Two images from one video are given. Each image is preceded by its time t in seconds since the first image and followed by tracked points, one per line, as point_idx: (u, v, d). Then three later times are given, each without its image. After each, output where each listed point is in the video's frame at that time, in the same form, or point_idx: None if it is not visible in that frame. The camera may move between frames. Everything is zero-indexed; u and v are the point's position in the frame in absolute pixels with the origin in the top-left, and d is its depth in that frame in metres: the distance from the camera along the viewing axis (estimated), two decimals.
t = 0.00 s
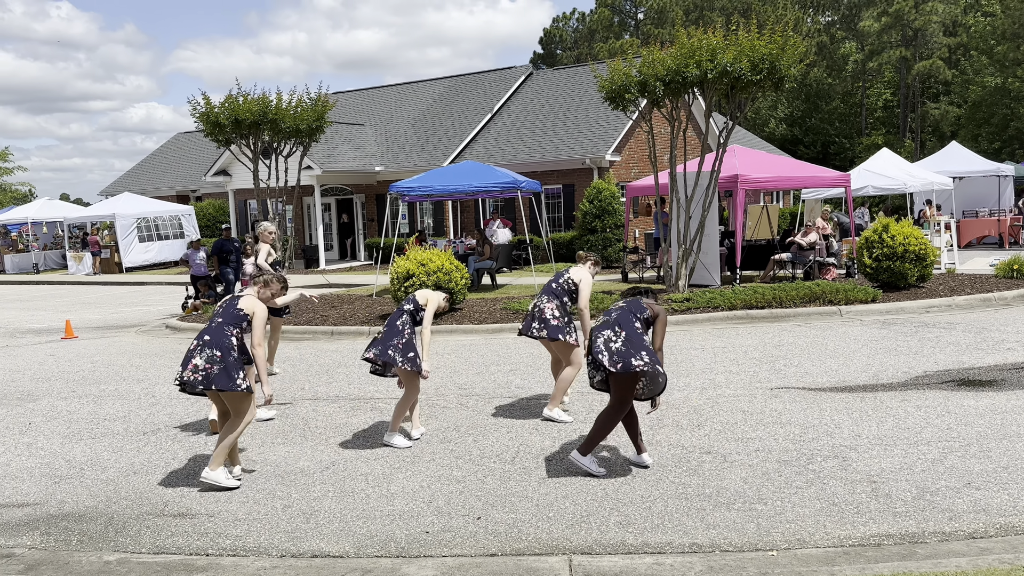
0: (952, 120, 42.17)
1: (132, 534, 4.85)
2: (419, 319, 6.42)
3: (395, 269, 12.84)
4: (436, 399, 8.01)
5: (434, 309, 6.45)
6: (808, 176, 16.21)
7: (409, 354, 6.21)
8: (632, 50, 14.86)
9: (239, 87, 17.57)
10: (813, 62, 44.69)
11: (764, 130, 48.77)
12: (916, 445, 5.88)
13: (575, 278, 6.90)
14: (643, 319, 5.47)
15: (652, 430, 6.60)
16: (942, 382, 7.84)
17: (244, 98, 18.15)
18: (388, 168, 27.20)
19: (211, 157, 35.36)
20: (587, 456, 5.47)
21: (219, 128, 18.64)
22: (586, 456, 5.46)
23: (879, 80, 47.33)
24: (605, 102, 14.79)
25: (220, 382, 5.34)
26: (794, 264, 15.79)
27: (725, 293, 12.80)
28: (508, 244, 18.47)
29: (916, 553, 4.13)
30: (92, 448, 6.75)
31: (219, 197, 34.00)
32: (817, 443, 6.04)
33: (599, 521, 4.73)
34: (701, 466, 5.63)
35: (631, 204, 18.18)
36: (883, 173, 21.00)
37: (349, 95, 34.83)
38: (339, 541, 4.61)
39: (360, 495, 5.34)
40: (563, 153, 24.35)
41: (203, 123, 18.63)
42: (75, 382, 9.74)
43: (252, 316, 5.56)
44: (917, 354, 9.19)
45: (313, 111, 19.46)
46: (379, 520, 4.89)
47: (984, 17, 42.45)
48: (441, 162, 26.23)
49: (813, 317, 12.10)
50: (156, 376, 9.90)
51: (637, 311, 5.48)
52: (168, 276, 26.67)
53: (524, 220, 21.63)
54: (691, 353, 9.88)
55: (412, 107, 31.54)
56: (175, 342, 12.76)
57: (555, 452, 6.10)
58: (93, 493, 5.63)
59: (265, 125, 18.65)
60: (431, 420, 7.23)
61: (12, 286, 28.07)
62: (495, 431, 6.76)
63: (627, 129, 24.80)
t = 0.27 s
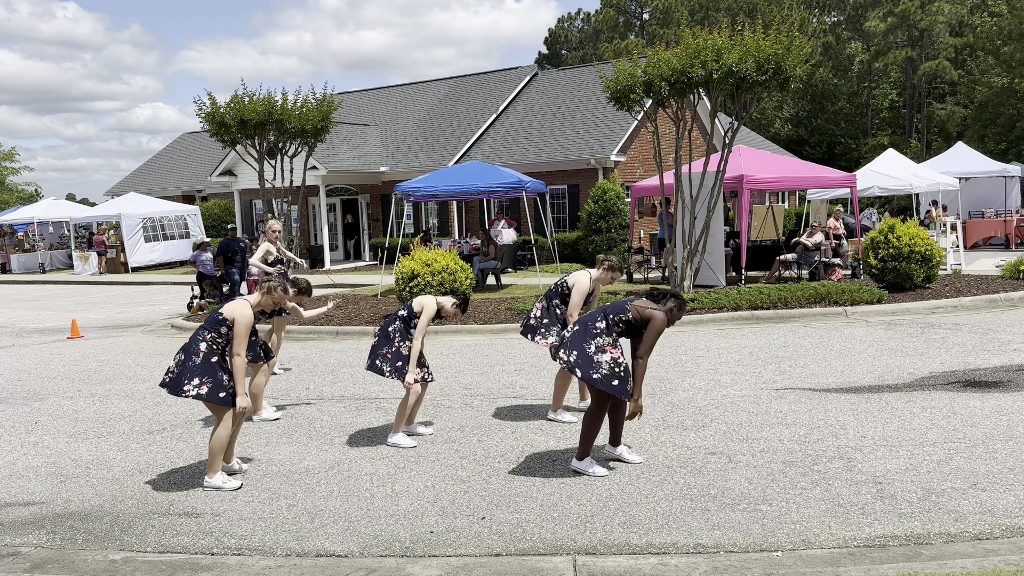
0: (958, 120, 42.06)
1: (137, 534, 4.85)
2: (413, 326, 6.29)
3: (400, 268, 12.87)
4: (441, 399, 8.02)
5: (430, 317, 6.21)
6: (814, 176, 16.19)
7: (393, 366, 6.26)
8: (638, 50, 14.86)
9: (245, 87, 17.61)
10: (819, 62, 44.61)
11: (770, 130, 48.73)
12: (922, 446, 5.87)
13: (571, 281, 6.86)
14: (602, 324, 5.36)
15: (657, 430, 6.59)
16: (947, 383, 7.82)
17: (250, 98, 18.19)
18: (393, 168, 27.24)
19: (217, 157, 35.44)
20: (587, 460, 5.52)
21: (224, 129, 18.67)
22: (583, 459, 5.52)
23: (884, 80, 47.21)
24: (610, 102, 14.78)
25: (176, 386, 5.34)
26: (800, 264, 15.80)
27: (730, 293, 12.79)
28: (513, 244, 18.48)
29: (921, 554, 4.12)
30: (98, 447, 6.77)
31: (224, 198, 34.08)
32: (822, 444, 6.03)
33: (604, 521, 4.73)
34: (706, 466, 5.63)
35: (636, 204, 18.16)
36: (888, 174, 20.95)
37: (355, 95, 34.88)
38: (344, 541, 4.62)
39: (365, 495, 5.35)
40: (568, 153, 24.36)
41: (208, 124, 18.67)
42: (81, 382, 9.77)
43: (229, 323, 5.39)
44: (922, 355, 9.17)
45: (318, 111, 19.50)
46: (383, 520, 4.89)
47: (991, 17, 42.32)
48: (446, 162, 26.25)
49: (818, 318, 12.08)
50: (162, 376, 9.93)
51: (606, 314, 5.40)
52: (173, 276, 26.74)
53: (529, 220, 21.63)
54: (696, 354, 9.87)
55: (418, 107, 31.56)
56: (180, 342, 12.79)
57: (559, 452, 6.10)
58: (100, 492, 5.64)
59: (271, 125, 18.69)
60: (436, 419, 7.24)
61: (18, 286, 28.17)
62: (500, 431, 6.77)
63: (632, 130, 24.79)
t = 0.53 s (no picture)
0: (963, 120, 41.94)
1: (140, 533, 4.86)
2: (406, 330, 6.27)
3: (403, 268, 12.88)
4: (444, 399, 8.02)
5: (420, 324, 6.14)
6: (818, 176, 16.16)
7: (389, 369, 6.28)
8: (641, 50, 14.85)
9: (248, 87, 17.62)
10: (823, 62, 44.50)
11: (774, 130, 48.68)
12: (925, 446, 5.85)
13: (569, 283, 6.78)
14: (583, 324, 5.31)
15: (661, 430, 6.58)
16: (951, 383, 7.80)
17: (253, 98, 18.21)
18: (396, 168, 27.25)
19: (220, 157, 35.50)
20: (588, 460, 5.52)
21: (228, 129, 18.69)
22: (584, 460, 5.52)
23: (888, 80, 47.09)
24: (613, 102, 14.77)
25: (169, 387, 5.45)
26: (803, 264, 15.76)
27: (734, 293, 12.78)
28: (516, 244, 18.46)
29: (924, 554, 4.11)
30: (102, 447, 6.78)
31: (228, 198, 34.14)
32: (826, 444, 6.02)
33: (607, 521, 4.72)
34: (709, 467, 5.62)
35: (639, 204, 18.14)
36: (892, 174, 20.89)
37: (358, 95, 34.90)
38: (347, 540, 4.62)
39: (368, 494, 5.35)
40: (571, 153, 24.35)
41: (212, 124, 18.69)
42: (85, 381, 9.79)
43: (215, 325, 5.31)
44: (926, 355, 9.15)
45: (322, 112, 19.54)
46: (386, 520, 4.89)
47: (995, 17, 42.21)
48: (450, 162, 26.27)
49: (822, 318, 12.06)
50: (165, 375, 9.94)
51: (591, 316, 5.31)
52: (177, 275, 26.78)
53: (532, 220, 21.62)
54: (699, 354, 9.86)
55: (421, 107, 31.58)
56: (184, 342, 12.81)
57: (563, 452, 6.09)
58: (104, 491, 5.65)
59: (274, 125, 18.70)
60: (439, 420, 7.24)
61: (22, 285, 28.23)
62: (503, 431, 6.77)
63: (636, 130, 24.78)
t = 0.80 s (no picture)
0: (965, 120, 41.87)
1: (142, 533, 4.86)
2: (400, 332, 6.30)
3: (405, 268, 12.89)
4: (444, 399, 8.02)
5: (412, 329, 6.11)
6: (819, 176, 16.14)
7: (385, 368, 6.35)
8: (642, 50, 14.84)
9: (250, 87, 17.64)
10: (824, 62, 44.43)
11: (776, 130, 48.64)
12: (927, 446, 5.85)
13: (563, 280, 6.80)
14: (573, 326, 5.34)
15: (660, 431, 6.58)
16: (953, 383, 7.79)
17: (255, 98, 18.22)
18: (398, 168, 27.26)
19: (222, 157, 35.53)
20: (588, 460, 5.52)
21: (230, 129, 18.71)
22: (583, 459, 5.52)
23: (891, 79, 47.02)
24: (614, 102, 14.77)
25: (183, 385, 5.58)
26: (805, 264, 15.73)
27: (735, 294, 12.77)
28: (518, 244, 18.46)
29: (926, 554, 4.11)
30: (104, 447, 6.80)
31: (229, 198, 34.17)
32: (827, 444, 6.01)
33: (608, 521, 4.72)
34: (711, 467, 5.62)
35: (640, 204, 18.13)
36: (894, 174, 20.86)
37: (359, 95, 34.91)
38: (348, 540, 4.62)
39: (369, 494, 5.36)
40: (573, 153, 24.35)
41: (214, 124, 18.71)
42: (87, 381, 9.81)
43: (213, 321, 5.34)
44: (928, 355, 9.13)
45: (323, 112, 19.55)
46: (388, 519, 4.89)
47: (997, 16, 42.16)
48: (451, 162, 26.28)
49: (823, 318, 12.04)
50: (167, 375, 9.95)
51: (582, 318, 5.32)
52: (179, 276, 26.81)
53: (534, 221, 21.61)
54: (701, 354, 9.85)
55: (422, 107, 31.58)
56: (185, 342, 12.82)
57: (563, 452, 6.10)
58: (106, 491, 5.67)
59: (276, 125, 18.71)
60: (440, 419, 7.24)
61: (24, 286, 28.27)
62: (504, 431, 6.77)
63: (637, 130, 24.78)
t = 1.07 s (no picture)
0: (965, 119, 41.85)
1: (143, 533, 4.87)
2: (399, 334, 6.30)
3: (406, 268, 12.88)
4: (445, 399, 8.01)
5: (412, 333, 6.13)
6: (820, 176, 16.13)
7: (384, 370, 6.37)
8: (643, 50, 14.84)
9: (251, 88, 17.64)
10: (825, 62, 44.43)
11: (777, 130, 48.62)
12: (928, 446, 5.85)
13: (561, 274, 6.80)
14: (570, 325, 5.40)
15: (661, 431, 6.57)
16: (954, 383, 7.78)
17: (256, 99, 18.23)
18: (398, 168, 27.26)
19: (223, 157, 35.54)
20: (588, 461, 5.52)
21: (231, 130, 18.72)
22: (585, 460, 5.52)
23: (892, 79, 47.01)
24: (615, 102, 14.77)
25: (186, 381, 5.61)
26: (805, 264, 15.73)
27: (736, 294, 12.76)
28: (519, 244, 18.45)
29: (927, 554, 4.11)
30: (105, 447, 6.80)
31: (230, 198, 34.18)
32: (828, 444, 6.01)
33: (609, 521, 4.72)
34: (711, 467, 5.62)
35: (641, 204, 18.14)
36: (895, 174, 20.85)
37: (360, 95, 34.91)
38: (349, 540, 4.62)
39: (370, 494, 5.36)
40: (574, 153, 24.34)
41: (215, 125, 18.72)
42: (88, 381, 9.81)
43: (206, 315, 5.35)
44: (929, 355, 9.13)
45: (324, 112, 19.55)
46: (389, 519, 4.90)
47: (998, 16, 42.15)
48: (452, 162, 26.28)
49: (824, 318, 12.03)
50: (168, 375, 9.95)
51: (579, 318, 5.38)
52: (180, 276, 26.82)
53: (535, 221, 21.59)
54: (702, 354, 9.84)
55: (423, 107, 31.58)
56: (185, 342, 12.82)
57: (564, 452, 6.09)
58: (106, 491, 5.67)
59: (277, 125, 18.71)
60: (441, 419, 7.24)
61: (25, 286, 28.28)
62: (505, 431, 6.77)
63: (638, 130, 24.78)
